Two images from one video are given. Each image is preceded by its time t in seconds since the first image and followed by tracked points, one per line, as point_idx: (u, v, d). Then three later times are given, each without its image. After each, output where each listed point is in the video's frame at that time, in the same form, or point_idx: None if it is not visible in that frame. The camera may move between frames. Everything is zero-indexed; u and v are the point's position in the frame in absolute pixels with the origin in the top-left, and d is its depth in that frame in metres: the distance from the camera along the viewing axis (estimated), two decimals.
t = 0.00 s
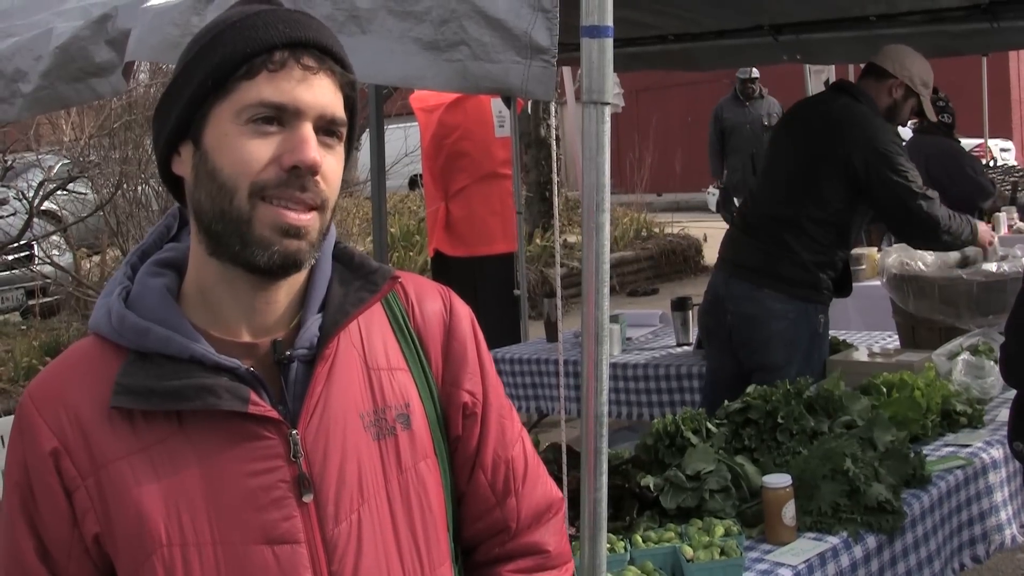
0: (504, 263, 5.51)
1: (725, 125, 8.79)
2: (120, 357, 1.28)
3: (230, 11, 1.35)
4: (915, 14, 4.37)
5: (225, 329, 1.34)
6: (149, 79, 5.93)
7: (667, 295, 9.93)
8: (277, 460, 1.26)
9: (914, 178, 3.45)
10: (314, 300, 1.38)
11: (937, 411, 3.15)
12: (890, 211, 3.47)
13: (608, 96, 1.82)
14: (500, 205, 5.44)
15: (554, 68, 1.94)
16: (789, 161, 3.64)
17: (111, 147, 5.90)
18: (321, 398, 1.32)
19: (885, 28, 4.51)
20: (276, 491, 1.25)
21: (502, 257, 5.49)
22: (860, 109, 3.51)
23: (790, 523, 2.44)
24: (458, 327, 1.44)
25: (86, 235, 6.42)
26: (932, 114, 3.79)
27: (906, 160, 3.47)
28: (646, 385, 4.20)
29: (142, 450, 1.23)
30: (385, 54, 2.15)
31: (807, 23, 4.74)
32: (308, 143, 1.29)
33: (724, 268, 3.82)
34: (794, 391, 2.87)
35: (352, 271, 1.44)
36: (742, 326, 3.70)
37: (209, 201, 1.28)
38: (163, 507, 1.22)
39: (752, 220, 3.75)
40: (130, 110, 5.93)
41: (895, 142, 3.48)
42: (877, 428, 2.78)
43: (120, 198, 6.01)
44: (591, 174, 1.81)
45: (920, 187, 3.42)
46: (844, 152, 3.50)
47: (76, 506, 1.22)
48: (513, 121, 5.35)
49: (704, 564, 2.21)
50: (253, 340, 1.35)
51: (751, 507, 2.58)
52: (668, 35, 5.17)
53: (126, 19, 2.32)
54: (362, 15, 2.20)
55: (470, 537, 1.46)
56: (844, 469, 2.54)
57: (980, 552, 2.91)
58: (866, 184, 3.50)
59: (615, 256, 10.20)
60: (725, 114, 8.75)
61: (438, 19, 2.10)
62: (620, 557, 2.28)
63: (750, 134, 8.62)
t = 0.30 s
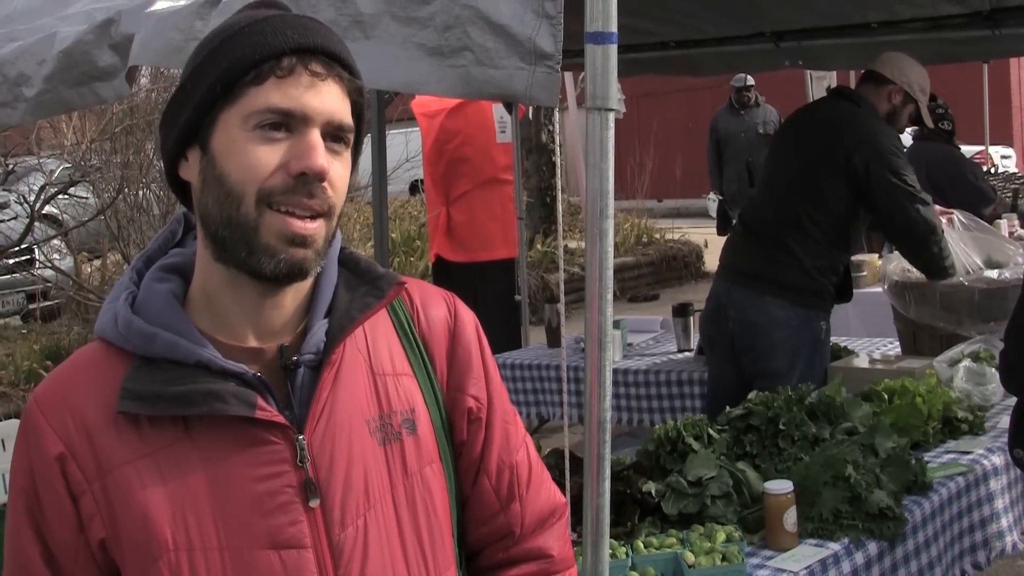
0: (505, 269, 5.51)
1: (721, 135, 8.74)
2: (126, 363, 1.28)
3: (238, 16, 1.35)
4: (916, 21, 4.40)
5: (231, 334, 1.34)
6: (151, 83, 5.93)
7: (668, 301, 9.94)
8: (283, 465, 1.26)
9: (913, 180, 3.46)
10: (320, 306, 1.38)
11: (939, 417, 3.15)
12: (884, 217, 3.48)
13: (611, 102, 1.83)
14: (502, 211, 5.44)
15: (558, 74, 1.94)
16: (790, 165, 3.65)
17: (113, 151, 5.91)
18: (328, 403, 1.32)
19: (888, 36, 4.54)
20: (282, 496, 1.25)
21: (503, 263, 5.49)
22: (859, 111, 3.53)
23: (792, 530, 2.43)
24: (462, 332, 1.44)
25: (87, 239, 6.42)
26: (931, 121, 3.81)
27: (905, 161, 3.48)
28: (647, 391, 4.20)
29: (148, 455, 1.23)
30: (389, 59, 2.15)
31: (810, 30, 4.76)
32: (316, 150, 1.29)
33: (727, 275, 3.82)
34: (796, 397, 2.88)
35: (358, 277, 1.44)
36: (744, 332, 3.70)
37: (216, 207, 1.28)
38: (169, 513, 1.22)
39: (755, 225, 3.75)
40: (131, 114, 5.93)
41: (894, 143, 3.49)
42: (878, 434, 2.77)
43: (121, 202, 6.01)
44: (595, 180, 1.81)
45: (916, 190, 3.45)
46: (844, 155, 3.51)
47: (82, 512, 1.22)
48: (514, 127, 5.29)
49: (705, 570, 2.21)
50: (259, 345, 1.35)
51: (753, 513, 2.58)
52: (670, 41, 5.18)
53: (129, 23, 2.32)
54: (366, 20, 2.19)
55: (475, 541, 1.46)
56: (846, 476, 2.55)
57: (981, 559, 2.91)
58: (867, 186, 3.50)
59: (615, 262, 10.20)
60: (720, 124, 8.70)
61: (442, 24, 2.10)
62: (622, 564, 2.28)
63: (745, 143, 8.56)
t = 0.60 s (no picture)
0: (496, 262, 5.51)
1: (703, 128, 8.62)
2: (119, 358, 1.28)
3: (231, 10, 1.35)
4: (905, 12, 4.39)
5: (225, 328, 1.34)
6: (138, 79, 5.91)
7: (658, 293, 9.96)
8: (278, 458, 1.26)
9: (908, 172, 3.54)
10: (313, 298, 1.38)
11: (929, 407, 3.16)
12: (886, 209, 3.54)
13: (602, 93, 1.82)
14: (492, 205, 5.45)
15: (548, 66, 1.94)
16: (789, 157, 3.65)
17: (100, 148, 5.87)
18: (321, 396, 1.32)
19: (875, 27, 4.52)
20: (277, 489, 1.25)
21: (494, 257, 5.49)
22: (857, 104, 3.58)
23: (784, 520, 2.44)
24: (455, 325, 1.44)
25: (75, 236, 6.39)
26: (918, 112, 3.83)
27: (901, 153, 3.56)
28: (637, 382, 4.21)
29: (143, 450, 1.23)
30: (379, 52, 2.13)
31: (800, 21, 4.75)
32: (310, 146, 1.29)
33: (722, 267, 3.80)
34: (786, 387, 2.89)
35: (351, 270, 1.44)
36: (737, 324, 3.71)
37: (209, 203, 1.28)
38: (164, 509, 1.22)
39: (753, 217, 3.73)
40: (119, 111, 5.91)
41: (891, 135, 3.56)
42: (869, 424, 2.79)
43: (109, 198, 5.99)
44: (586, 171, 1.81)
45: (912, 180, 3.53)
46: (846, 145, 3.54)
47: (77, 509, 1.22)
48: (503, 120, 5.37)
49: (698, 561, 2.22)
50: (253, 339, 1.35)
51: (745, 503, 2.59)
52: (658, 33, 5.18)
53: (118, 18, 2.31)
54: (356, 13, 2.17)
55: (469, 533, 1.46)
56: (837, 466, 2.55)
57: (972, 547, 2.93)
58: (871, 177, 3.54)
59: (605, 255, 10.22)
60: (702, 117, 8.57)
61: (432, 17, 2.09)
62: (614, 554, 2.29)
63: (726, 137, 8.43)
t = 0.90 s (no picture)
0: (499, 265, 5.52)
1: (701, 131, 8.49)
2: (129, 358, 1.28)
3: (243, 12, 1.35)
4: (908, 16, 4.39)
5: (236, 329, 1.34)
6: (142, 81, 5.92)
7: (661, 297, 9.96)
8: (289, 457, 1.26)
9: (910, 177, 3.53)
10: (323, 300, 1.39)
11: (933, 411, 3.16)
12: (886, 214, 3.53)
13: (607, 97, 1.83)
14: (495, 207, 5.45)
15: (554, 69, 1.95)
16: (793, 161, 3.65)
17: (105, 149, 5.88)
18: (331, 396, 1.32)
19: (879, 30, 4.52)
20: (288, 488, 1.25)
21: (496, 260, 5.49)
22: (860, 108, 3.57)
23: (786, 524, 2.44)
24: (463, 327, 1.45)
25: (79, 238, 6.40)
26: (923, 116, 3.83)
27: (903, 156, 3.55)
28: (641, 386, 4.20)
29: (150, 449, 1.22)
30: (383, 55, 2.12)
31: (803, 25, 4.75)
32: (319, 151, 1.28)
33: (724, 271, 3.80)
34: (790, 392, 2.89)
35: (360, 270, 1.45)
36: (738, 327, 3.71)
37: (219, 207, 1.28)
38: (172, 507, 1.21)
39: (755, 221, 3.73)
40: (123, 113, 5.92)
41: (894, 138, 3.55)
42: (873, 428, 2.78)
43: (113, 200, 6.00)
44: (591, 175, 1.81)
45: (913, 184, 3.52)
46: (847, 149, 3.53)
47: (86, 508, 1.22)
48: (506, 122, 5.37)
49: (701, 565, 2.22)
50: (263, 340, 1.35)
51: (748, 508, 2.59)
52: (662, 37, 5.17)
53: (123, 20, 2.31)
54: (361, 16, 2.15)
55: (473, 533, 1.46)
56: (840, 470, 2.55)
57: (974, 552, 2.93)
58: (871, 181, 3.53)
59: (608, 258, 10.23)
60: (700, 120, 8.43)
61: (437, 20, 2.09)
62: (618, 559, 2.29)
63: (720, 142, 8.29)
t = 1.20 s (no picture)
0: (511, 268, 5.52)
1: (700, 139, 8.30)
2: (142, 356, 1.28)
3: (260, 14, 1.35)
4: (922, 20, 4.40)
5: (251, 330, 1.35)
6: (155, 83, 5.95)
7: (673, 300, 9.95)
8: (303, 452, 1.26)
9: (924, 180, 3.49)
10: (339, 298, 1.40)
11: (945, 416, 3.15)
12: (899, 217, 3.51)
13: (620, 100, 1.83)
14: (507, 210, 5.44)
15: (566, 71, 1.96)
16: (804, 166, 3.64)
17: (118, 151, 5.91)
18: (346, 392, 1.32)
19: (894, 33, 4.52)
20: (303, 484, 1.25)
21: (507, 263, 5.48)
22: (872, 111, 3.54)
23: (799, 528, 2.43)
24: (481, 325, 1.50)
25: (92, 239, 6.42)
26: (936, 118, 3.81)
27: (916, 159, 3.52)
28: (653, 390, 4.20)
29: (159, 448, 1.23)
30: (395, 57, 2.10)
31: (816, 29, 4.76)
32: (335, 155, 1.28)
33: (735, 274, 3.80)
34: (802, 396, 2.89)
35: (376, 266, 1.47)
36: (752, 330, 3.69)
37: (236, 210, 1.28)
38: (181, 506, 1.21)
39: (766, 225, 3.73)
40: (136, 114, 5.95)
41: (906, 142, 3.52)
42: (885, 433, 2.78)
43: (126, 202, 6.02)
44: (603, 178, 1.82)
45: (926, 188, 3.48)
46: (857, 153, 3.51)
47: (95, 507, 1.23)
48: (519, 125, 5.40)
49: (713, 569, 2.22)
50: (276, 338, 1.35)
51: (759, 511, 2.58)
52: (675, 40, 5.16)
53: (137, 22, 2.32)
54: (374, 18, 2.13)
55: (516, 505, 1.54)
56: (853, 474, 2.53)
57: (986, 557, 2.91)
58: (882, 185, 3.51)
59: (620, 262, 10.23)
60: (699, 128, 8.26)
61: (449, 22, 2.09)
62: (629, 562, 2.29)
63: (720, 149, 8.07)
